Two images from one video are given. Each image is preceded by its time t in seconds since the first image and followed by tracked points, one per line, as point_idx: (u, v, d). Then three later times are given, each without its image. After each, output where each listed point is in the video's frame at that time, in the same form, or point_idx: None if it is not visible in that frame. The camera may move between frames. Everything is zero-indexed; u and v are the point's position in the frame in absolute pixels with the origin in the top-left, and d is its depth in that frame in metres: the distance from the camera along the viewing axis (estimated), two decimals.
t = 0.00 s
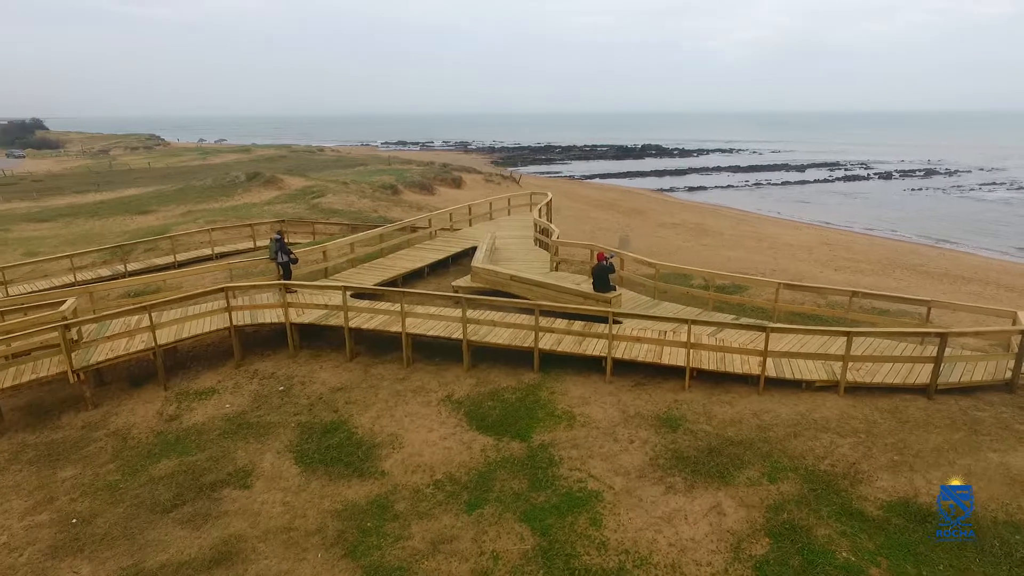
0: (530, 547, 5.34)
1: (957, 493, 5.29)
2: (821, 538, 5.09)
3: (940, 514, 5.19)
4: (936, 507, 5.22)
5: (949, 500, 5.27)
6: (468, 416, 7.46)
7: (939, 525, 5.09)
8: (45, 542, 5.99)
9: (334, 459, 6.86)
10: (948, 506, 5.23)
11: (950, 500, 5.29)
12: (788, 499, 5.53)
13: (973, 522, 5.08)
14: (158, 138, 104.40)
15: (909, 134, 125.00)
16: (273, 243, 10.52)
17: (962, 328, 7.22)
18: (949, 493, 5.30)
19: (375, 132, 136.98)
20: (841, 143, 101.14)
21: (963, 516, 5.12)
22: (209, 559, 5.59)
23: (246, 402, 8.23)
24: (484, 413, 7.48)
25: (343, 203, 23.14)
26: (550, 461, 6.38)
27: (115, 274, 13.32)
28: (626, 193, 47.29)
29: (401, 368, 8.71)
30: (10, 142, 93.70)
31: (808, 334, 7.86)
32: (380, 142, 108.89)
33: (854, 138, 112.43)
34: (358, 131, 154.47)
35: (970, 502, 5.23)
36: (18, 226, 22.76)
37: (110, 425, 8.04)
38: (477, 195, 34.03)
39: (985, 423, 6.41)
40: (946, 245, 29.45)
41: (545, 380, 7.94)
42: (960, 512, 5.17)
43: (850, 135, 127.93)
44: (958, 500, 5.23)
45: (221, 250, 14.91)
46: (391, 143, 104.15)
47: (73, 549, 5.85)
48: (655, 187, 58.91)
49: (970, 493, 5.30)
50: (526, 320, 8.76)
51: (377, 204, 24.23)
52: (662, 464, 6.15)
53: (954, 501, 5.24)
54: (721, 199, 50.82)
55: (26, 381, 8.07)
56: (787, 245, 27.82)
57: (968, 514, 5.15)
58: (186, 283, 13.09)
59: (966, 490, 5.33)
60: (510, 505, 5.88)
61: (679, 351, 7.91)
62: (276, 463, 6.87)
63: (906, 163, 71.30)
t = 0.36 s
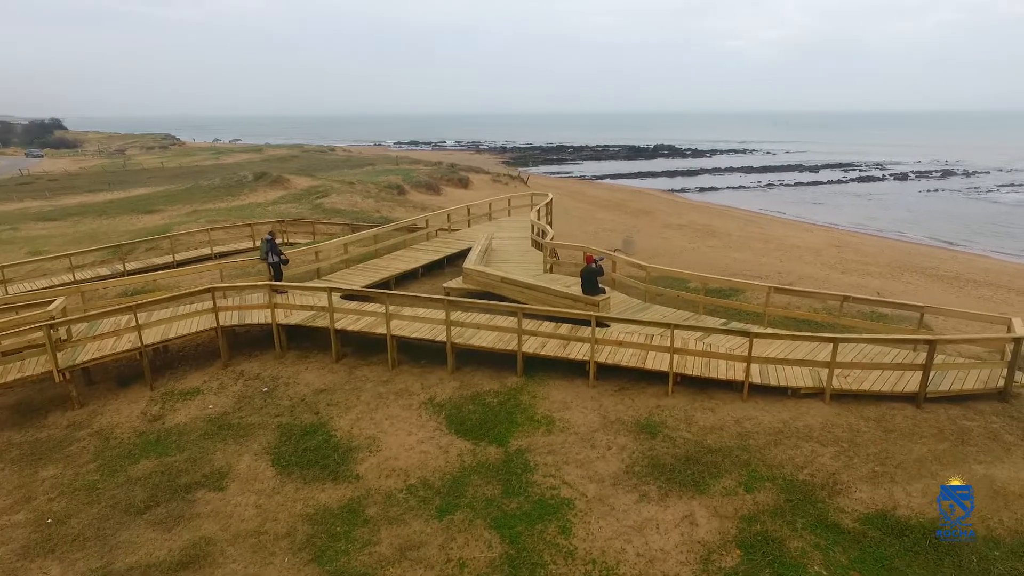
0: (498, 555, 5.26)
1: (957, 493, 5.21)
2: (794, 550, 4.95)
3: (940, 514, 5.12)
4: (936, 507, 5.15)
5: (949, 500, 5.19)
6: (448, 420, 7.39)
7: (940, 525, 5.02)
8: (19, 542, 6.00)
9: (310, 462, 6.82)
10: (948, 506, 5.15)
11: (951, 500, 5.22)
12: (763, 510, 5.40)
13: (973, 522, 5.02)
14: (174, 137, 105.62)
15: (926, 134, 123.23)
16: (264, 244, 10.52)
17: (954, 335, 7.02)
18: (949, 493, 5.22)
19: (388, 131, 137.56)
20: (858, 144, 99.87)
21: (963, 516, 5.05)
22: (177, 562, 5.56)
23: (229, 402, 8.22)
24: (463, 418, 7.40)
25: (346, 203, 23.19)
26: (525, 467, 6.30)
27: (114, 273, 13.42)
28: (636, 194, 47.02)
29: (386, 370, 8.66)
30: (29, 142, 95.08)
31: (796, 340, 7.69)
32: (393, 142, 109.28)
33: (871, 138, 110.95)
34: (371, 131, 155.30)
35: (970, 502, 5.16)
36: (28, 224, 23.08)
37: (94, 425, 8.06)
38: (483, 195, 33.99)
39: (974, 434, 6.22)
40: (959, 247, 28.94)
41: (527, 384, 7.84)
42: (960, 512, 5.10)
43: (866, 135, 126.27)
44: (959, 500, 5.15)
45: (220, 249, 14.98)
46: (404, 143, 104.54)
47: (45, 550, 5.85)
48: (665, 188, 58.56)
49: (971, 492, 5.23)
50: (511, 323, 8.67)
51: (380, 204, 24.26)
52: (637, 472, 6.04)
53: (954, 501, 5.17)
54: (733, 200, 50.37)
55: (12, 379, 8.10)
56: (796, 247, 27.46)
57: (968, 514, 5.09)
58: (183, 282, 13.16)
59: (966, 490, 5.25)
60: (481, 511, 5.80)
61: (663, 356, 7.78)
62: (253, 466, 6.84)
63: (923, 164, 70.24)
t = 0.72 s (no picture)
0: (467, 563, 5.18)
1: (958, 493, 5.12)
2: (768, 564, 4.81)
3: (940, 514, 5.05)
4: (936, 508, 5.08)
5: (950, 500, 5.11)
6: (430, 424, 7.33)
7: (940, 525, 4.95)
8: None
9: (289, 464, 6.79)
10: (949, 506, 5.07)
11: (951, 500, 5.14)
12: (739, 522, 5.25)
13: (973, 523, 4.96)
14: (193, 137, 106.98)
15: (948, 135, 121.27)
16: (258, 244, 10.54)
17: (948, 342, 6.81)
18: (950, 493, 5.14)
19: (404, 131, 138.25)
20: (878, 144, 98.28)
21: (963, 517, 4.98)
22: (147, 564, 5.54)
23: (216, 403, 8.23)
24: (445, 421, 7.33)
25: (352, 203, 23.24)
26: (502, 473, 6.22)
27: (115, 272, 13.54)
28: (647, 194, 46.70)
29: (372, 372, 8.62)
30: (51, 142, 96.61)
31: (786, 347, 7.52)
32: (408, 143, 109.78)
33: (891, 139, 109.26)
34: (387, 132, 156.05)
35: (971, 502, 5.09)
36: (41, 223, 23.43)
37: (82, 424, 8.10)
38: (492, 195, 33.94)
39: (964, 446, 6.02)
40: (976, 250, 28.36)
41: (512, 389, 7.76)
42: (961, 512, 5.03)
43: (887, 135, 124.31)
44: (959, 500, 5.07)
45: (222, 249, 15.06)
46: (419, 143, 104.97)
47: (20, 549, 5.86)
48: (678, 189, 58.11)
49: (971, 493, 5.16)
50: (499, 326, 8.59)
51: (387, 204, 24.31)
52: (615, 480, 5.93)
53: (954, 501, 5.08)
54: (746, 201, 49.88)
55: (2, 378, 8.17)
56: (807, 249, 27.08)
57: (969, 513, 5.02)
58: (183, 281, 13.24)
59: (967, 491, 5.17)
60: (454, 518, 5.72)
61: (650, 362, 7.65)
62: (232, 467, 6.83)
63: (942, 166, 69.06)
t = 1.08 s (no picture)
0: (432, 570, 5.12)
1: (957, 493, 5.13)
2: None
3: (940, 514, 5.03)
4: (936, 507, 5.06)
5: (949, 500, 5.11)
6: (410, 426, 7.29)
7: (940, 525, 4.93)
8: None
9: (266, 466, 6.78)
10: (949, 506, 5.07)
11: (951, 500, 5.13)
12: (711, 532, 5.14)
13: (973, 523, 4.94)
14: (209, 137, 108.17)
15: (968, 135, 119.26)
16: (249, 245, 10.56)
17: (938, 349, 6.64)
18: (949, 493, 5.14)
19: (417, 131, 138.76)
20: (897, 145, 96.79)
21: (963, 517, 4.97)
22: (117, 565, 5.54)
23: (200, 403, 8.25)
24: (426, 424, 7.28)
25: (356, 203, 23.29)
26: (476, 477, 6.15)
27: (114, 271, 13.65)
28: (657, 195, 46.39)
29: (358, 374, 8.60)
30: (70, 142, 97.98)
31: (773, 353, 7.38)
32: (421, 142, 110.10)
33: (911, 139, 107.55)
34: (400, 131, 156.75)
35: (971, 502, 5.09)
36: (52, 222, 23.75)
37: (69, 422, 8.16)
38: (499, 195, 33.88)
39: (949, 456, 5.85)
40: (991, 253, 27.82)
41: (495, 392, 7.69)
42: (960, 512, 5.02)
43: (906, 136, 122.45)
44: (959, 500, 5.07)
45: (221, 248, 15.13)
46: (432, 142, 105.24)
47: None
48: (690, 189, 57.65)
49: (971, 492, 5.15)
50: (484, 329, 8.51)
51: (391, 204, 24.35)
52: (589, 486, 5.84)
53: (954, 501, 5.08)
54: (759, 202, 49.34)
55: None
56: (817, 252, 26.70)
57: (968, 514, 5.01)
58: (181, 279, 13.32)
59: (966, 490, 5.17)
60: (424, 523, 5.67)
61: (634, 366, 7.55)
62: (211, 468, 6.83)
63: (961, 167, 67.78)
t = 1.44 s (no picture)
0: None
1: (958, 493, 5.16)
2: None
3: (940, 513, 5.04)
4: (937, 506, 5.07)
5: (950, 500, 5.13)
6: (390, 430, 7.25)
7: (941, 524, 4.92)
8: None
9: (243, 468, 6.76)
10: (949, 506, 5.08)
11: (951, 500, 5.15)
12: (680, 544, 5.03)
13: (973, 522, 4.94)
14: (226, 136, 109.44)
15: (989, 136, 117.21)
16: (242, 245, 10.59)
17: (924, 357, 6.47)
18: (949, 493, 5.17)
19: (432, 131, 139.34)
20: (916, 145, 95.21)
21: (963, 516, 4.97)
22: (88, 565, 5.54)
23: (186, 403, 8.28)
24: (405, 427, 7.24)
25: (361, 203, 23.36)
26: (449, 483, 6.09)
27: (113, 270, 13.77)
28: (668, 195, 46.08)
29: (343, 376, 8.58)
30: (89, 142, 99.35)
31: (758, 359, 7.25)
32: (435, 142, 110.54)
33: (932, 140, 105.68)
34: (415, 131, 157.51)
35: (970, 503, 5.10)
36: (63, 220, 24.07)
37: (57, 421, 8.23)
38: (506, 195, 33.84)
39: (933, 468, 5.69)
40: (1008, 256, 27.21)
41: (476, 396, 7.63)
42: (960, 512, 5.03)
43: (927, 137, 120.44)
44: (959, 501, 5.10)
45: (221, 248, 15.22)
46: (445, 142, 105.59)
47: None
48: (702, 190, 57.17)
49: (970, 493, 5.18)
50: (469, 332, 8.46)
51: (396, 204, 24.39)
52: (561, 494, 5.76)
53: (954, 501, 5.10)
54: (771, 203, 48.84)
55: None
56: (827, 254, 26.34)
57: (968, 514, 5.01)
58: (179, 278, 13.41)
59: (966, 491, 5.21)
60: (393, 528, 5.62)
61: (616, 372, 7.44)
62: (189, 470, 6.84)
63: (982, 168, 66.50)
